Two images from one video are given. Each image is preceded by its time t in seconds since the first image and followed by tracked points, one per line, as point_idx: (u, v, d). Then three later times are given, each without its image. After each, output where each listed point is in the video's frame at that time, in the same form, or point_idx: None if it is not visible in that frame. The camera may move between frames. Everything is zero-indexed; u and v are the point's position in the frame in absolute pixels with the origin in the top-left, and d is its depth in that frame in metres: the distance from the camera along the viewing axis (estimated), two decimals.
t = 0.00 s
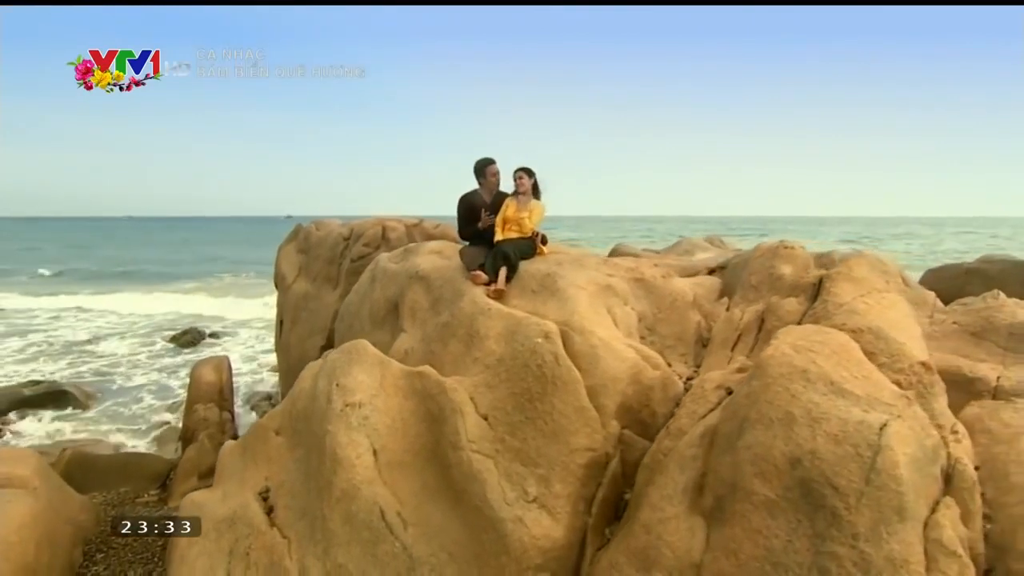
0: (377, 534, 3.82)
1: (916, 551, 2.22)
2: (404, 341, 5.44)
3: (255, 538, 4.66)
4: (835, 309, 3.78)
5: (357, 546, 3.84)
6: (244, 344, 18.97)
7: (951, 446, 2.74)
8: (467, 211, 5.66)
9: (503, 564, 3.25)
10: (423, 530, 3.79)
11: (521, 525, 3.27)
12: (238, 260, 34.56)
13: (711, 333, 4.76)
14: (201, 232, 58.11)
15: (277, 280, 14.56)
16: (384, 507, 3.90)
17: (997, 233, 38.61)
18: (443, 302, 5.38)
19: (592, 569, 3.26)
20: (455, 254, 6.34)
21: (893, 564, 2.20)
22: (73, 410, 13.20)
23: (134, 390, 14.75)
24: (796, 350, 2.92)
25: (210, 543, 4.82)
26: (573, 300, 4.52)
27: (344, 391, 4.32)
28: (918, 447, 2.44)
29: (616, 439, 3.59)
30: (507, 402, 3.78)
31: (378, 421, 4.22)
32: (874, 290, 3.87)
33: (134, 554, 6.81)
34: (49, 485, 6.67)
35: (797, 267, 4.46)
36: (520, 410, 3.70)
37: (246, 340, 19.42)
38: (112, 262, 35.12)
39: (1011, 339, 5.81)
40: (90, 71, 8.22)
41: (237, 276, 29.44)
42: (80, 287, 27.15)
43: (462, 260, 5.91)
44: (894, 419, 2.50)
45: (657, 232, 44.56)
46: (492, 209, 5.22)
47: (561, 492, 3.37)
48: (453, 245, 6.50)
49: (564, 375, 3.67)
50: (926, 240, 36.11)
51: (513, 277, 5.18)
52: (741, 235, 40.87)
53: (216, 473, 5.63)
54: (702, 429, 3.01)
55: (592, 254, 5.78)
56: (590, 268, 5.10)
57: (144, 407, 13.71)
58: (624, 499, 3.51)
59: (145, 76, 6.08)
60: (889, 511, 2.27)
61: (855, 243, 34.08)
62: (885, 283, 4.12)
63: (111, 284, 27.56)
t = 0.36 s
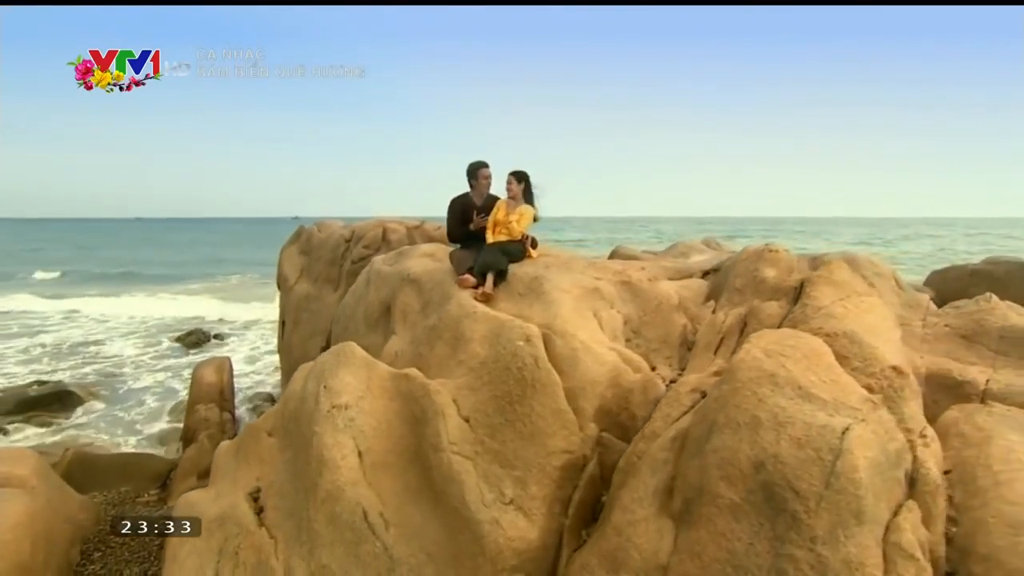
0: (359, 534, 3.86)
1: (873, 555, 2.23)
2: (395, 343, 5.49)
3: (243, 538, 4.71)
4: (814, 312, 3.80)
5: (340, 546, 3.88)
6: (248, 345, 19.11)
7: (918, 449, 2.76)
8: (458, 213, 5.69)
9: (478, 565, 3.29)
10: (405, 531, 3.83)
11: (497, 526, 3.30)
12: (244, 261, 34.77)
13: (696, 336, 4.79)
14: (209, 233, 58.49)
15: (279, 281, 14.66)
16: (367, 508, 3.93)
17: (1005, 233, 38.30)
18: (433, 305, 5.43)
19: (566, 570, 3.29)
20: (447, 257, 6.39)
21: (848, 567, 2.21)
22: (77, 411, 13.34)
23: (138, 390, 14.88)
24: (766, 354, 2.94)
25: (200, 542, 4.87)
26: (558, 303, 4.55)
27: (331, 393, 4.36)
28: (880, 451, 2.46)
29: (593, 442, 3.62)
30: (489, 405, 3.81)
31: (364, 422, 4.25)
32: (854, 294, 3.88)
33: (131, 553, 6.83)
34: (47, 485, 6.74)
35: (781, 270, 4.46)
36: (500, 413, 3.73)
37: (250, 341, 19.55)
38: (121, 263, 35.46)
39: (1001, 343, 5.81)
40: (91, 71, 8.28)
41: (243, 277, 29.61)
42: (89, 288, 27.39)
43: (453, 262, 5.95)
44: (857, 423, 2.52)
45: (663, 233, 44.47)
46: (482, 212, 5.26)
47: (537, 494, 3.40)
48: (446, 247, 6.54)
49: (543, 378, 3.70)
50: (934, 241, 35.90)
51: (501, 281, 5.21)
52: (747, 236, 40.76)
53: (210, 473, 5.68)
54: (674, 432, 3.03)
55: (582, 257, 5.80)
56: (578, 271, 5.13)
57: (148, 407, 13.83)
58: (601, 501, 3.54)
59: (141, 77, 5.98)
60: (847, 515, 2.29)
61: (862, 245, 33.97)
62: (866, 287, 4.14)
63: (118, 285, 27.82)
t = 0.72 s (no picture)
0: (331, 532, 3.91)
1: (813, 553, 2.27)
2: (376, 344, 5.54)
3: (223, 536, 4.76)
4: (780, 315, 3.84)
5: (313, 544, 3.93)
6: (245, 345, 19.18)
7: (869, 450, 2.80)
8: (440, 214, 5.73)
9: (443, 562, 3.34)
10: (376, 529, 3.88)
11: (462, 524, 3.35)
12: (244, 262, 34.87)
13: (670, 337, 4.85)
14: (210, 233, 58.63)
15: (274, 281, 14.72)
16: (339, 506, 3.98)
17: (1005, 234, 38.27)
18: (413, 306, 5.49)
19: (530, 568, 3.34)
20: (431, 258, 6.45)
21: (787, 564, 2.25)
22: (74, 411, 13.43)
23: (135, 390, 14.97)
24: (723, 355, 2.98)
25: (180, 540, 4.92)
26: (532, 304, 4.61)
27: (309, 393, 4.41)
28: (825, 452, 2.50)
29: (559, 442, 3.68)
30: (459, 405, 3.85)
31: (340, 422, 4.30)
32: (821, 297, 3.91)
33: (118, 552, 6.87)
34: (36, 484, 6.80)
35: (752, 271, 4.48)
36: (470, 413, 3.77)
37: (247, 341, 19.62)
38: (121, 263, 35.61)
39: (978, 344, 5.86)
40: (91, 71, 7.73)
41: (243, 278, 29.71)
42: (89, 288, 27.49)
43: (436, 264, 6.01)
44: (804, 424, 2.57)
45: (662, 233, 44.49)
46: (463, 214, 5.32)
47: (502, 493, 3.45)
48: (430, 249, 6.60)
49: (511, 379, 3.75)
50: (933, 241, 35.89)
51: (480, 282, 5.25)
52: (746, 237, 40.76)
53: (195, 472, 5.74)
54: (633, 433, 3.08)
55: (562, 258, 5.85)
56: (555, 272, 5.19)
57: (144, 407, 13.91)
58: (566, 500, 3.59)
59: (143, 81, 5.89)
60: (788, 514, 2.33)
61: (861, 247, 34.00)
62: (835, 289, 4.17)
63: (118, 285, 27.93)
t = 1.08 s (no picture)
0: (304, 528, 3.97)
1: (752, 547, 2.32)
2: (358, 343, 5.61)
3: (202, 531, 4.81)
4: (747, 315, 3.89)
5: (286, 539, 3.99)
6: (242, 344, 19.24)
7: (818, 448, 2.86)
8: (421, 217, 5.83)
9: (409, 557, 3.40)
10: (347, 525, 3.95)
11: (427, 520, 3.41)
12: (244, 262, 34.97)
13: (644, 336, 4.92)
14: (212, 233, 58.78)
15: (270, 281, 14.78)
16: (312, 502, 4.04)
17: (1005, 235, 38.20)
18: (393, 305, 5.54)
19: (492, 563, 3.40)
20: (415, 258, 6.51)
21: (725, 558, 2.30)
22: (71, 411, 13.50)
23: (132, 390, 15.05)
24: (679, 355, 3.03)
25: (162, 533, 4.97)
26: (507, 304, 4.67)
27: (286, 391, 4.46)
28: (769, 449, 2.56)
29: (525, 439, 3.74)
30: (430, 403, 3.90)
31: (316, 419, 4.36)
32: (787, 297, 3.96)
33: (106, 548, 6.92)
34: (26, 481, 6.86)
35: (723, 272, 4.53)
36: (439, 411, 3.82)
37: (244, 340, 19.69)
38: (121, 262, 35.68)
39: (956, 344, 5.90)
40: (89, 73, 6.43)
41: (242, 277, 29.77)
42: (89, 288, 27.58)
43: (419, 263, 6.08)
44: (750, 421, 2.63)
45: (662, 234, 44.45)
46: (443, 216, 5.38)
47: (466, 489, 3.52)
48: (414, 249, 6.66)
49: (480, 378, 3.82)
50: (932, 242, 35.85)
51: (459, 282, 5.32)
52: (746, 238, 40.76)
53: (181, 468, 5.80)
54: (592, 430, 3.14)
55: (543, 258, 5.91)
56: (533, 272, 5.25)
57: (139, 407, 13.99)
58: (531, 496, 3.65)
59: (135, 82, 5.89)
60: (729, 509, 2.39)
61: (860, 248, 34.00)
62: (804, 288, 4.21)
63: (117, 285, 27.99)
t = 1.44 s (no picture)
0: (293, 523, 4.04)
1: (713, 543, 2.37)
2: (353, 342, 5.69)
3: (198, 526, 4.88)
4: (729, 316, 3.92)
5: (275, 534, 4.06)
6: (249, 344, 19.41)
7: (788, 447, 2.90)
8: (414, 215, 5.86)
9: (391, 552, 3.46)
10: (334, 521, 4.02)
11: (408, 516, 3.48)
12: (254, 262, 35.24)
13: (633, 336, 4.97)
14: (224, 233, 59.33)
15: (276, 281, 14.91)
16: (302, 498, 4.11)
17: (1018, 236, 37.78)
18: (387, 305, 5.62)
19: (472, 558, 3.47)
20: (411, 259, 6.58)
21: (685, 553, 2.34)
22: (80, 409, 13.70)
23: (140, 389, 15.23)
24: (652, 355, 3.08)
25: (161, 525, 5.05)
26: (496, 304, 4.74)
27: (279, 389, 4.55)
28: (734, 447, 2.61)
29: (507, 437, 3.80)
30: (416, 401, 3.95)
31: (307, 417, 4.43)
32: (770, 298, 3.99)
33: (110, 543, 7.05)
34: (32, 476, 6.99)
35: (709, 273, 4.55)
36: (425, 409, 3.89)
37: (252, 340, 19.86)
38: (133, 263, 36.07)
39: (950, 346, 5.89)
40: (89, 72, 6.51)
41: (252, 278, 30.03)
42: (101, 288, 27.96)
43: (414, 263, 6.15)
44: (716, 420, 2.68)
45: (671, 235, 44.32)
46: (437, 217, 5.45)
47: (448, 486, 3.59)
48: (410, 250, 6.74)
49: (464, 377, 3.89)
50: (944, 243, 35.52)
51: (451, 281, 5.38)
52: (755, 239, 40.58)
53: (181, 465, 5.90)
54: (568, 428, 3.20)
55: (536, 259, 5.96)
56: (524, 272, 5.30)
57: (147, 405, 14.16)
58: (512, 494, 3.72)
59: (136, 82, 6.02)
60: (691, 505, 2.43)
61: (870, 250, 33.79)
62: (787, 289, 4.23)
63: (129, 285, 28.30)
